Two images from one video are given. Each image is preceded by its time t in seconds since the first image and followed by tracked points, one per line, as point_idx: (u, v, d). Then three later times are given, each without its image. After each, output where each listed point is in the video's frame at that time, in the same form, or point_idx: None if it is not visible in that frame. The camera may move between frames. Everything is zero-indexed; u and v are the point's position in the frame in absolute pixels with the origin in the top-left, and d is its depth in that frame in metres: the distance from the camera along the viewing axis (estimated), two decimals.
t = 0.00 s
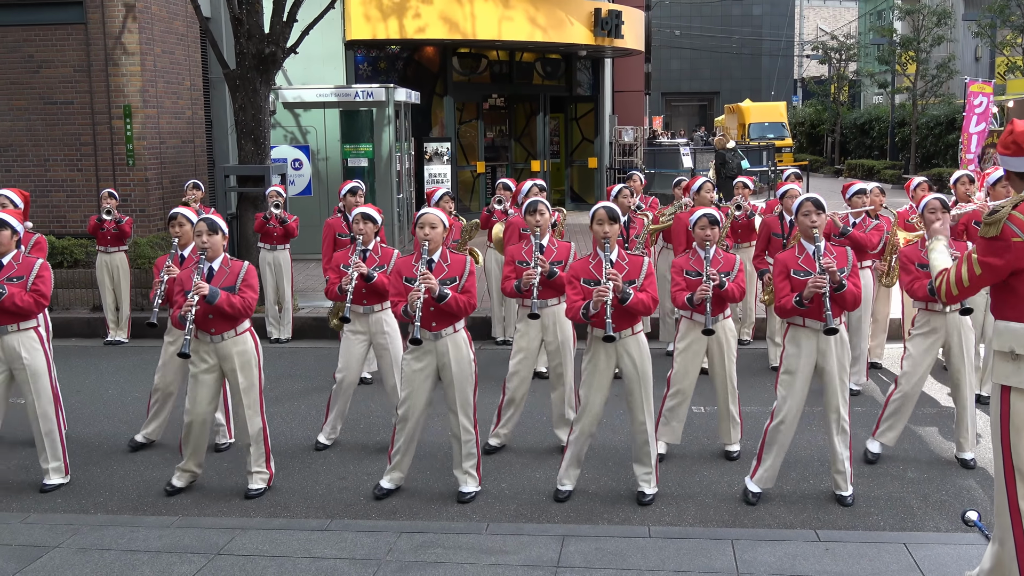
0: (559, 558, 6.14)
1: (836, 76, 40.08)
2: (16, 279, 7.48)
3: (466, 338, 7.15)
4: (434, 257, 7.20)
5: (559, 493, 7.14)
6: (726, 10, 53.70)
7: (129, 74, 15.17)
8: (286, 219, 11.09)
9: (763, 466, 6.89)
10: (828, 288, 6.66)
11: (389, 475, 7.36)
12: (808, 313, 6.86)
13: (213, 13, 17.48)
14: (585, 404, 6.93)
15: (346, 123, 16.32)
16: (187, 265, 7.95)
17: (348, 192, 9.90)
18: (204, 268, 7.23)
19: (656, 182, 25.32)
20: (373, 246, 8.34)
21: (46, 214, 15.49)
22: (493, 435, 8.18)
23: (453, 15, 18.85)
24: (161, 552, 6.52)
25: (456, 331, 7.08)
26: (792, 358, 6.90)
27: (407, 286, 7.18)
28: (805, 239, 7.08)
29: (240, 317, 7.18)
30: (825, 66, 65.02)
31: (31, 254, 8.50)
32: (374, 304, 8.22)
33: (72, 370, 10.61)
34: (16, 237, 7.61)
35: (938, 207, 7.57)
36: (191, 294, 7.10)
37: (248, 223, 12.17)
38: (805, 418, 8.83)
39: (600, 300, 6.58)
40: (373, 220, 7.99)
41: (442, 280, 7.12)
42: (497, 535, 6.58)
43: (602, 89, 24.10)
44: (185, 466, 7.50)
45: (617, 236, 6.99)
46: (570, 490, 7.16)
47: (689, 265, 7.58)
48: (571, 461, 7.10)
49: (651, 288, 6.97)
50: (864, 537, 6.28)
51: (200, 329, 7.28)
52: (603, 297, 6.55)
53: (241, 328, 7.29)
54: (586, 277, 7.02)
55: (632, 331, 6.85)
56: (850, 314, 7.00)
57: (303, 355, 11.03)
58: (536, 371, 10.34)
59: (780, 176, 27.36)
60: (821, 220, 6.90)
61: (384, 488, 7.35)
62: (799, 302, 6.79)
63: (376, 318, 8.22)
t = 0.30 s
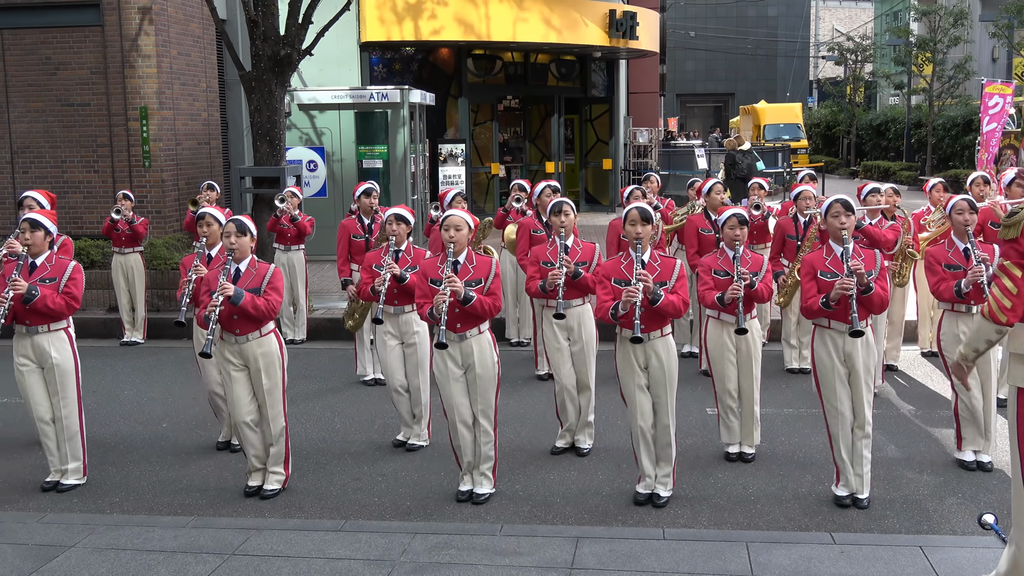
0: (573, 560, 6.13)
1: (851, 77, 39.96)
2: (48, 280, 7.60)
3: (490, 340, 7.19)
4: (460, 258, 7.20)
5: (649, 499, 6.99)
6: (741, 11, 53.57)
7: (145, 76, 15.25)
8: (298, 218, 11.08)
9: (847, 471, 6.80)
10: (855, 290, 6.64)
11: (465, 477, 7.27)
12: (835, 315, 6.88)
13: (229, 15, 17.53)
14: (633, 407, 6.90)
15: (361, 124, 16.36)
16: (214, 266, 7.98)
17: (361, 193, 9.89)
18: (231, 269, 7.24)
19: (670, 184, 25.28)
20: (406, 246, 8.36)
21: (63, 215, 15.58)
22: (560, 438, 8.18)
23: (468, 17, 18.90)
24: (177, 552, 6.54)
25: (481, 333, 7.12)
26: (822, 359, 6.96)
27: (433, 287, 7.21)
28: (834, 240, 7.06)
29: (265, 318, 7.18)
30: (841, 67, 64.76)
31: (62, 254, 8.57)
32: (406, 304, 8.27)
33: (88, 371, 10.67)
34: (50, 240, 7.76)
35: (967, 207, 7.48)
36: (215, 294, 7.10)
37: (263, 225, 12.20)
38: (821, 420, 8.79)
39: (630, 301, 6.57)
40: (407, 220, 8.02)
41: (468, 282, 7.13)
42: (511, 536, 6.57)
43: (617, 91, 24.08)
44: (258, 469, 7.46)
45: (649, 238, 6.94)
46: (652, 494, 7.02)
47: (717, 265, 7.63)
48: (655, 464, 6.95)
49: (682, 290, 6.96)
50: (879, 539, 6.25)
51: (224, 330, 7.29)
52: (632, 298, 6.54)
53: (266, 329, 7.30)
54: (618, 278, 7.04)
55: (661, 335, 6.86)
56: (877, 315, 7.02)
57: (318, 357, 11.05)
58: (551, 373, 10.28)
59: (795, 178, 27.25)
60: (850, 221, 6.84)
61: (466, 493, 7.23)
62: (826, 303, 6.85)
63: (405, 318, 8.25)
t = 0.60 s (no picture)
0: (588, 562, 6.12)
1: (867, 78, 39.85)
2: (58, 282, 7.65)
3: (497, 341, 7.16)
4: (468, 259, 7.23)
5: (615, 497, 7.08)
6: (756, 12, 53.45)
7: (161, 78, 15.33)
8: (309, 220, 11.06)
9: (802, 473, 6.87)
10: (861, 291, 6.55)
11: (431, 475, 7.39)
12: (843, 315, 6.80)
13: (244, 18, 17.61)
14: (628, 408, 6.87)
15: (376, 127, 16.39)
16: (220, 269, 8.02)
17: (376, 195, 9.99)
18: (235, 270, 7.32)
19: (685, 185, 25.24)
20: (419, 248, 8.27)
21: (79, 217, 15.67)
22: (527, 435, 8.25)
23: (483, 18, 18.89)
24: (192, 552, 6.56)
25: (487, 335, 7.08)
26: (825, 359, 6.87)
27: (439, 288, 7.23)
28: (842, 242, 7.01)
29: (268, 320, 7.20)
30: (857, 69, 64.51)
31: (71, 257, 8.65)
32: (416, 306, 8.24)
33: (104, 372, 10.72)
34: (61, 242, 7.84)
35: (969, 209, 7.52)
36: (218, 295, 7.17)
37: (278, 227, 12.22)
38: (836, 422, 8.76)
39: (641, 301, 6.54)
40: (420, 222, 8.08)
41: (475, 282, 7.13)
42: (525, 538, 6.57)
43: (631, 92, 24.05)
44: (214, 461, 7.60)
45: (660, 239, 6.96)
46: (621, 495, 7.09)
47: (725, 266, 7.62)
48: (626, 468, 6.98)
49: (694, 292, 6.96)
50: (895, 542, 6.22)
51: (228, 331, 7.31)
52: (643, 299, 6.56)
53: (268, 330, 7.29)
54: (629, 278, 7.09)
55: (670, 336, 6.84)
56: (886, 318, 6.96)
57: (332, 358, 11.07)
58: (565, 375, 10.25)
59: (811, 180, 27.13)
60: (858, 223, 6.82)
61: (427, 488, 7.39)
62: (834, 304, 6.75)
63: (416, 321, 8.22)
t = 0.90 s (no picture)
0: (604, 563, 6.11)
1: (885, 78, 39.70)
2: (46, 285, 7.66)
3: (480, 345, 7.16)
4: (456, 262, 7.21)
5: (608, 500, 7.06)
6: (773, 13, 53.29)
7: (180, 81, 15.41)
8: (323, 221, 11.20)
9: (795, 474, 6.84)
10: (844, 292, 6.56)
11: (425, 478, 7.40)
12: (826, 317, 6.78)
13: (262, 20, 17.72)
14: (616, 409, 6.91)
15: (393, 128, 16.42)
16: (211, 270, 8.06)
17: (392, 196, 9.99)
18: (220, 271, 7.37)
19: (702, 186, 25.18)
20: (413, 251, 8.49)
21: (99, 219, 15.78)
22: (533, 440, 8.14)
23: (499, 20, 18.90)
24: (209, 552, 6.59)
25: (470, 337, 7.08)
26: (805, 362, 6.90)
27: (427, 288, 7.20)
28: (829, 243, 6.98)
29: (248, 322, 7.24)
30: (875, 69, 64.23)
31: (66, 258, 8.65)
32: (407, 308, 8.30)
33: (122, 373, 10.77)
34: (52, 245, 7.86)
35: (958, 209, 7.53)
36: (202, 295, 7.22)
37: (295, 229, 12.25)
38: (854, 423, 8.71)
39: (627, 304, 6.51)
40: (415, 226, 7.94)
41: (461, 285, 7.11)
42: (542, 539, 6.56)
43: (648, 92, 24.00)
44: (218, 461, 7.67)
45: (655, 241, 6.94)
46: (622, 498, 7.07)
47: (714, 267, 7.58)
48: (615, 468, 6.98)
49: (682, 298, 6.92)
50: (914, 545, 6.17)
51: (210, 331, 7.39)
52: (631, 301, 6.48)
53: (250, 332, 7.36)
54: (620, 280, 6.97)
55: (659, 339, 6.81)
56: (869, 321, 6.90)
57: (348, 359, 11.08)
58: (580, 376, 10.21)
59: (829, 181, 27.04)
60: (846, 225, 6.78)
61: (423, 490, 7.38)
62: (817, 305, 6.72)
63: (406, 323, 8.29)
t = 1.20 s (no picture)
0: (622, 565, 6.10)
1: (905, 79, 39.52)
2: (50, 285, 7.72)
3: (477, 344, 7.26)
4: (454, 262, 7.24)
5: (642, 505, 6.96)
6: (792, 14, 53.10)
7: (199, 83, 15.49)
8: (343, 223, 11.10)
9: (811, 477, 6.79)
10: (842, 296, 6.58)
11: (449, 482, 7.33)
12: (823, 319, 6.79)
13: (280, 22, 17.82)
14: (622, 408, 6.91)
15: (411, 130, 16.43)
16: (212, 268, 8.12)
17: (410, 197, 10.04)
18: (222, 271, 7.41)
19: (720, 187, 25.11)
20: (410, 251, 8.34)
21: (119, 220, 15.89)
22: (549, 443, 8.11)
23: (517, 22, 18.83)
24: (228, 552, 6.61)
25: (468, 338, 7.15)
26: (808, 364, 6.89)
27: (425, 288, 7.21)
28: (826, 245, 6.96)
29: (251, 322, 7.33)
30: (894, 71, 63.91)
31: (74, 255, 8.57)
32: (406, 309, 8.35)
33: (140, 373, 10.82)
34: (56, 244, 7.90)
35: (960, 211, 7.41)
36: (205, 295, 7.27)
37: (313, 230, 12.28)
38: (874, 426, 8.65)
39: (626, 306, 6.50)
40: (411, 226, 8.06)
41: (459, 286, 7.16)
42: (559, 541, 6.55)
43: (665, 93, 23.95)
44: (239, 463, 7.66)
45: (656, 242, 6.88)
46: (639, 499, 7.01)
47: (718, 268, 7.56)
48: (631, 471, 6.96)
49: (683, 298, 6.87)
50: (934, 548, 6.13)
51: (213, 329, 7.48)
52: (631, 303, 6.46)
53: (251, 331, 7.46)
54: (620, 280, 6.99)
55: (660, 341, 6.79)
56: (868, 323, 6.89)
57: (365, 360, 11.10)
58: (598, 378, 10.17)
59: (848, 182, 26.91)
60: (843, 226, 6.74)
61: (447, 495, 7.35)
62: (814, 307, 6.73)
63: (406, 323, 8.36)
